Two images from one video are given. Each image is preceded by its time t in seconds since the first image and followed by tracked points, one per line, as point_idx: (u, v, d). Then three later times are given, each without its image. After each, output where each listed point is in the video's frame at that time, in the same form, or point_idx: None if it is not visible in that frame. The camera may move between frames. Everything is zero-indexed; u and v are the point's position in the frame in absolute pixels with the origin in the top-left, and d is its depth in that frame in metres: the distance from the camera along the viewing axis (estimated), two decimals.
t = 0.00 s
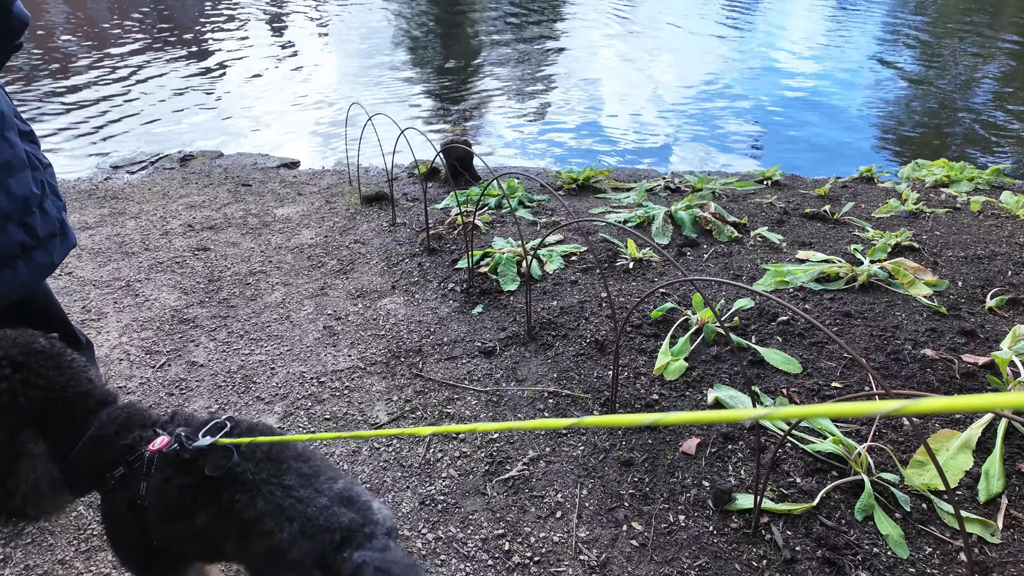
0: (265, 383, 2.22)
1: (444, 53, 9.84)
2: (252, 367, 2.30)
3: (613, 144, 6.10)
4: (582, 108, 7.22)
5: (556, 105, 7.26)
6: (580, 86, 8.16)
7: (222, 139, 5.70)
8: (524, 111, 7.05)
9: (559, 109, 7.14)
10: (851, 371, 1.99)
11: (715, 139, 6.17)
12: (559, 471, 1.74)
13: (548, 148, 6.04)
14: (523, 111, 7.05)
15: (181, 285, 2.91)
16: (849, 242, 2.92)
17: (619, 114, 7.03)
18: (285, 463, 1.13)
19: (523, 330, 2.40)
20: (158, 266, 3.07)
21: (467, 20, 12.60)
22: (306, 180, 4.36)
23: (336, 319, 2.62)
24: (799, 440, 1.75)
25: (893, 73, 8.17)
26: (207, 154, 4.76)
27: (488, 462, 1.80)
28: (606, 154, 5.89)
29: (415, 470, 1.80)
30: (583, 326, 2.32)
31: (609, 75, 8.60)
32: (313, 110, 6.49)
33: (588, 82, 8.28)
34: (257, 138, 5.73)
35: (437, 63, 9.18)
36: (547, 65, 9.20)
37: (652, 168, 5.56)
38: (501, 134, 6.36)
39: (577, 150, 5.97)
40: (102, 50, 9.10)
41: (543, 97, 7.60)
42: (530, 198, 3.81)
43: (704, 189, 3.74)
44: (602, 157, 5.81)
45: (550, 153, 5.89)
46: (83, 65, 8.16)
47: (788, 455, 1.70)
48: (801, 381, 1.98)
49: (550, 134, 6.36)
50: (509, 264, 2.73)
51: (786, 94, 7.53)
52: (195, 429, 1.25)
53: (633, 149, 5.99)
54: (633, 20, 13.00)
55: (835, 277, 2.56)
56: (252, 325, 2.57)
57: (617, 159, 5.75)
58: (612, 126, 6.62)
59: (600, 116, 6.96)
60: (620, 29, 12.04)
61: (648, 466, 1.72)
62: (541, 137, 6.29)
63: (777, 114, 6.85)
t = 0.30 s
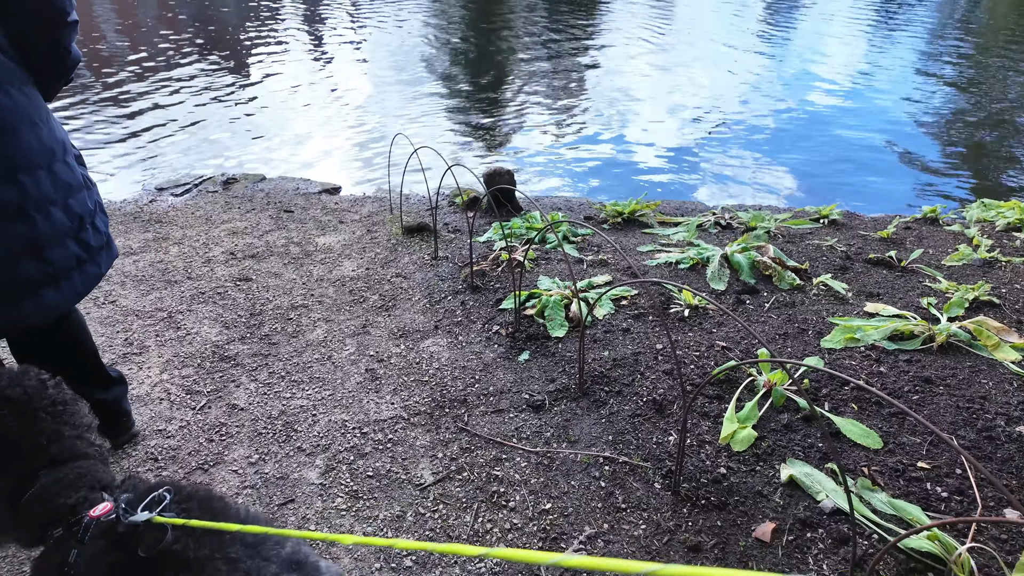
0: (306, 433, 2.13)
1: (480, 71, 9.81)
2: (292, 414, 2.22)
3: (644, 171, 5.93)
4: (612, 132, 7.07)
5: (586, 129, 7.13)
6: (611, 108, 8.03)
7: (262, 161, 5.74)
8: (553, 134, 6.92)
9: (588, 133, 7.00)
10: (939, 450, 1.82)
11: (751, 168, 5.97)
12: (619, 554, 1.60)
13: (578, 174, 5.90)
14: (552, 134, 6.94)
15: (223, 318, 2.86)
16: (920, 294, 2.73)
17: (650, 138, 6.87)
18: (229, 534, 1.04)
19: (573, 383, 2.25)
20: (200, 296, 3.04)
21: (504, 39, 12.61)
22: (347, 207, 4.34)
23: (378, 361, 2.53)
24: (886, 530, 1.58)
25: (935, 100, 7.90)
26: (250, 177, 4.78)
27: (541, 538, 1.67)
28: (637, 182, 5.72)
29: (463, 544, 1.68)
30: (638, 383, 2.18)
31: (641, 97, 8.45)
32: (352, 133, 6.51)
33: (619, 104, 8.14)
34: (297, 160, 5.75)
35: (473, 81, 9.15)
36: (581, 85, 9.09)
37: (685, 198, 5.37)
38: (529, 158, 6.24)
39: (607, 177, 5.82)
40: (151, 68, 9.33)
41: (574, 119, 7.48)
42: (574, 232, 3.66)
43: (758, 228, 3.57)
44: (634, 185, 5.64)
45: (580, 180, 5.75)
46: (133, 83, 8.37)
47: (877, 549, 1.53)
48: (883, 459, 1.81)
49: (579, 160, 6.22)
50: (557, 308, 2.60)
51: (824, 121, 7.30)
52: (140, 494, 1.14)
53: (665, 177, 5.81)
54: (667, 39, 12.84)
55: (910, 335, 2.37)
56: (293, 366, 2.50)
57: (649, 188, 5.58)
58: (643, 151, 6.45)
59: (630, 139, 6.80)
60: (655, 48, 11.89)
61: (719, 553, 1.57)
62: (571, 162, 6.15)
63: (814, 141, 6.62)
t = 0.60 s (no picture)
0: (376, 509, 2.05)
1: (537, 115, 9.90)
2: (362, 487, 2.15)
3: (697, 224, 5.77)
4: (663, 178, 6.93)
5: (636, 175, 7.02)
6: (664, 153, 7.89)
7: (328, 206, 5.86)
8: (603, 179, 6.84)
9: (639, 179, 6.87)
10: None
11: (808, 225, 5.75)
12: None
13: (628, 224, 5.77)
14: (602, 178, 6.85)
15: (292, 373, 2.84)
16: None
17: (702, 186, 6.69)
18: None
19: (657, 474, 2.11)
20: (270, 348, 3.04)
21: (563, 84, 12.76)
22: (412, 258, 4.35)
23: (446, 431, 2.44)
24: None
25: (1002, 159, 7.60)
26: (319, 223, 4.88)
27: None
28: (689, 235, 5.56)
29: None
30: (728, 480, 2.02)
31: (695, 142, 8.30)
32: (415, 179, 6.60)
33: (671, 149, 8.00)
34: (362, 206, 5.85)
35: (532, 126, 9.22)
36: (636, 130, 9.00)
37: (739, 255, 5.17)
38: (579, 204, 6.16)
39: (658, 229, 5.68)
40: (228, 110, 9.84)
41: (624, 164, 7.38)
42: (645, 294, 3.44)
43: (844, 299, 3.37)
44: (686, 239, 5.49)
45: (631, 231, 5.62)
46: (211, 125, 8.83)
47: None
48: None
49: (629, 208, 6.09)
50: (634, 384, 2.45)
51: (885, 177, 7.03)
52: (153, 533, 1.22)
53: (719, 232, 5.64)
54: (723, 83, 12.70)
55: None
56: (362, 431, 2.45)
57: (702, 244, 5.41)
58: (695, 201, 6.29)
59: (681, 187, 6.65)
60: (710, 92, 11.76)
61: None
62: (621, 211, 6.04)
63: (875, 200, 6.37)
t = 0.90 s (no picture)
0: None
1: (604, 169, 9.89)
2: (453, 564, 2.01)
3: (761, 283, 5.52)
4: (725, 234, 6.72)
5: (698, 230, 6.84)
6: (727, 208, 7.69)
7: (404, 257, 5.92)
8: (663, 235, 6.70)
9: (699, 235, 6.70)
10: None
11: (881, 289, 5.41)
12: None
13: (688, 281, 5.57)
14: (662, 235, 6.70)
15: (376, 429, 2.76)
16: None
17: (766, 244, 6.45)
18: None
19: None
20: (354, 401, 2.98)
21: (632, 138, 12.77)
22: (492, 310, 4.20)
23: (540, 506, 2.25)
24: None
25: None
26: (399, 271, 4.90)
27: None
28: (752, 295, 5.31)
29: None
30: None
31: (760, 200, 8.06)
32: (489, 233, 6.60)
33: (734, 206, 7.80)
34: (438, 259, 5.88)
35: (603, 180, 9.18)
36: (704, 185, 8.83)
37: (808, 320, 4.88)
38: (637, 259, 6.01)
39: (720, 287, 5.45)
40: (311, 159, 10.32)
41: (686, 220, 7.21)
42: (744, 363, 3.22)
43: (975, 380, 3.03)
44: (749, 299, 5.24)
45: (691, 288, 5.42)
46: (295, 173, 9.26)
47: None
48: None
49: (689, 265, 5.91)
50: (749, 471, 2.24)
51: (963, 239, 6.62)
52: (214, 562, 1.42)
53: (784, 293, 5.36)
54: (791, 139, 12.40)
55: None
56: (450, 500, 2.30)
57: (766, 305, 5.15)
58: (758, 260, 6.05)
59: (744, 244, 6.42)
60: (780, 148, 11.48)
61: None
62: (680, 267, 5.87)
63: (952, 264, 5.97)
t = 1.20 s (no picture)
0: None
1: (656, 210, 9.71)
2: None
3: (816, 327, 5.21)
4: (778, 275, 6.44)
5: (749, 271, 6.58)
6: (781, 250, 7.39)
7: (458, 297, 5.84)
8: (712, 276, 6.48)
9: (751, 276, 6.44)
10: None
11: (949, 337, 5.04)
12: None
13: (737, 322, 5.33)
14: (711, 276, 6.48)
15: (437, 483, 2.63)
16: None
17: (822, 286, 6.12)
18: None
19: None
20: (414, 450, 2.87)
21: (685, 178, 12.58)
22: (552, 354, 4.00)
23: None
24: None
25: None
26: (456, 311, 4.80)
27: None
28: (806, 338, 5.01)
29: None
30: None
31: (817, 241, 7.71)
32: (544, 274, 6.47)
33: (787, 247, 7.49)
34: (493, 300, 5.76)
35: (657, 220, 8.99)
36: (763, 227, 8.52)
37: (868, 368, 4.54)
38: (684, 300, 5.81)
39: (771, 329, 5.18)
40: (367, 196, 10.55)
41: (737, 261, 6.97)
42: (830, 426, 3.00)
43: None
44: (804, 343, 4.94)
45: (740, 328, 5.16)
46: (352, 210, 9.44)
47: None
48: None
49: (738, 305, 5.66)
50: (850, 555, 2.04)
51: None
52: None
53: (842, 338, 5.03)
54: (849, 181, 11.96)
55: None
56: (518, 569, 2.15)
57: (821, 349, 4.83)
58: (814, 302, 5.73)
59: (797, 286, 6.12)
60: (839, 189, 11.05)
61: None
62: (728, 307, 5.63)
63: None
